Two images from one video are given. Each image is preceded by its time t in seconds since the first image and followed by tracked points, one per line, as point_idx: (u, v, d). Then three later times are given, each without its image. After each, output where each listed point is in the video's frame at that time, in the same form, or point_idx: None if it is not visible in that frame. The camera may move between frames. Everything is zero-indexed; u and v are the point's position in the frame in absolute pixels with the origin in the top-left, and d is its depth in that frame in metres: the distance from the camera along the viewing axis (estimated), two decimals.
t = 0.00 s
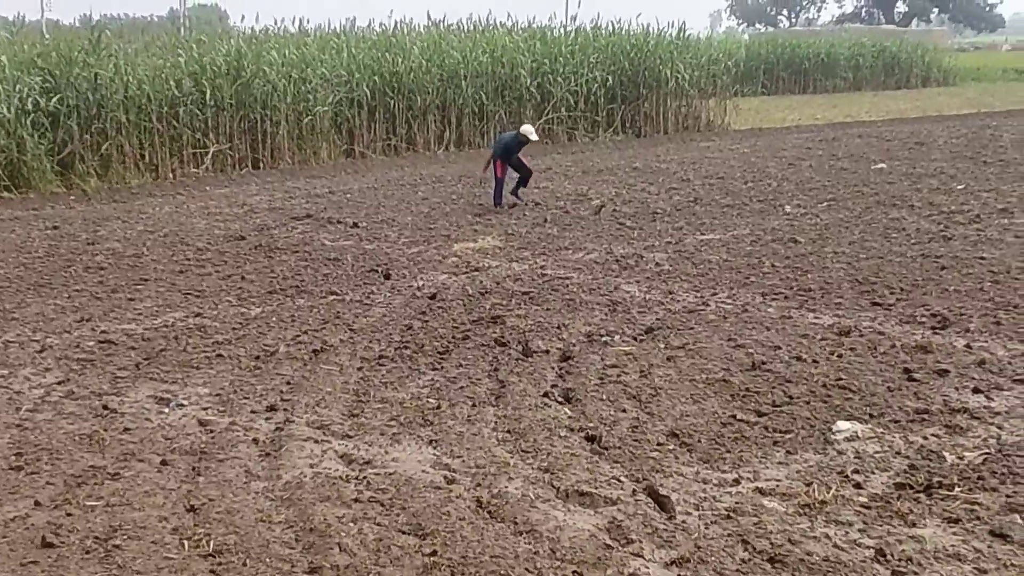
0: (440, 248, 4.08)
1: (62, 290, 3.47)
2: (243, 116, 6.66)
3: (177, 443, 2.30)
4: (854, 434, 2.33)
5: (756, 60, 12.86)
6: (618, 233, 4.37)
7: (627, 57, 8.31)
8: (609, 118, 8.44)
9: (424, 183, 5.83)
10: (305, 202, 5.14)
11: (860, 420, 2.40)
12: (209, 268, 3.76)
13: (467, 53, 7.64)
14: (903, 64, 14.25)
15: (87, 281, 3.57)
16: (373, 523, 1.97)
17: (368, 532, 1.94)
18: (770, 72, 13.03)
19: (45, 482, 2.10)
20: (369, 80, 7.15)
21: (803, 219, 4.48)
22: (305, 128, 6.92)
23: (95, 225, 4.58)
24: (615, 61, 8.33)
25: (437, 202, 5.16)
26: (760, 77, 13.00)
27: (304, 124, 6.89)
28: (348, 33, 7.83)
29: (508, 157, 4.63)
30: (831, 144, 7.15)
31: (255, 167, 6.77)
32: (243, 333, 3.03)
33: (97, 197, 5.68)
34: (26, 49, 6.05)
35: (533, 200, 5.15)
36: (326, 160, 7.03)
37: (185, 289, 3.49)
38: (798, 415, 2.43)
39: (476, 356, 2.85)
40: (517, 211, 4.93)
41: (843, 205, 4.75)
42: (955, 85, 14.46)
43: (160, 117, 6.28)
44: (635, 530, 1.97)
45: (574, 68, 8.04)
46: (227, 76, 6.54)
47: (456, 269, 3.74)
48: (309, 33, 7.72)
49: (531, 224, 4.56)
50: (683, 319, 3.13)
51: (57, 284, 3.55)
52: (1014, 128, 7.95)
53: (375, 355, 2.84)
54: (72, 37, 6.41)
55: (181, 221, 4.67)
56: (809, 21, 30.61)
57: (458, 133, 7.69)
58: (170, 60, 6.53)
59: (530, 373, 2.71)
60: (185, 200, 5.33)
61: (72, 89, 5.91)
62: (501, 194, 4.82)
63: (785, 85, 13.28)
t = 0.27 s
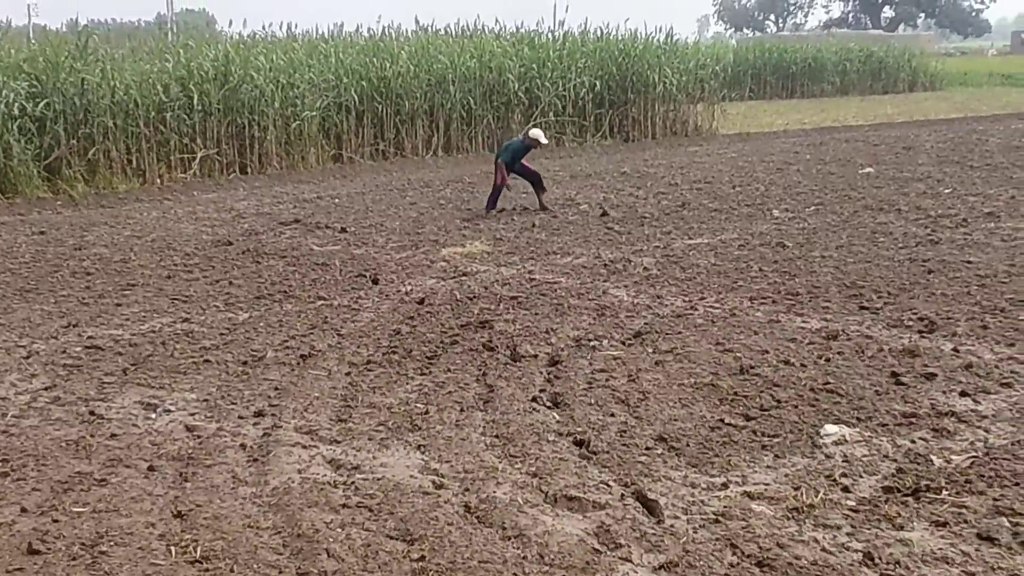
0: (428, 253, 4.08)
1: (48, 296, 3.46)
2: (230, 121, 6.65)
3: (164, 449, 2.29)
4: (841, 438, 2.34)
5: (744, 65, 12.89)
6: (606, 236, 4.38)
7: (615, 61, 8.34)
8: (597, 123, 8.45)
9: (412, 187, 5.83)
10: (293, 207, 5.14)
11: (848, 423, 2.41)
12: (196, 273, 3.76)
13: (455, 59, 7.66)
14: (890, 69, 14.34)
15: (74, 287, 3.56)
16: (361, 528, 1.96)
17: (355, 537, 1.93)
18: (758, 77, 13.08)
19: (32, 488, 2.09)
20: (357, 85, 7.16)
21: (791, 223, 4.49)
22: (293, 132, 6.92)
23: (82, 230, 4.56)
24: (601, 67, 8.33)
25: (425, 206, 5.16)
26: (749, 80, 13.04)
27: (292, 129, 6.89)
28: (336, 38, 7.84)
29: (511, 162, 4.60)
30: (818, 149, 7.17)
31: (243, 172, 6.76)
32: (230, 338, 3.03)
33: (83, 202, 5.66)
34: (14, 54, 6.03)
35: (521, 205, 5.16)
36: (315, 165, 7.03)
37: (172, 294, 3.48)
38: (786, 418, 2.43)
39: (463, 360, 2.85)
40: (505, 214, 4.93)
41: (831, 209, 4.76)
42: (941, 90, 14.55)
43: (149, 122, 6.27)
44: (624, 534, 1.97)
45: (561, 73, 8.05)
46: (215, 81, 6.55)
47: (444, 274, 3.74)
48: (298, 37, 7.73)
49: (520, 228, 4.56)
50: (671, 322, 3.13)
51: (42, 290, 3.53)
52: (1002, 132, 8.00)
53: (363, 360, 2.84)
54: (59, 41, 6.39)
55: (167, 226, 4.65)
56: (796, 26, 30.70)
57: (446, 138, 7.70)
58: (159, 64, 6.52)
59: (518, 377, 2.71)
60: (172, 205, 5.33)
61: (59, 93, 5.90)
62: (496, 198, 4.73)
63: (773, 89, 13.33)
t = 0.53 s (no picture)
0: (420, 256, 4.08)
1: (38, 301, 3.45)
2: (222, 125, 6.65)
3: (155, 453, 2.29)
4: (833, 441, 2.34)
5: (735, 69, 12.92)
6: (598, 239, 4.38)
7: (606, 64, 8.36)
8: (590, 126, 8.46)
9: (405, 190, 5.84)
10: (284, 211, 5.13)
11: (840, 426, 2.41)
12: (188, 277, 3.75)
13: (448, 62, 7.66)
14: (881, 72, 14.39)
15: (65, 291, 3.56)
16: (354, 532, 1.96)
17: (347, 540, 1.93)
18: (750, 80, 13.11)
19: (23, 493, 2.09)
20: (349, 89, 7.16)
21: (783, 226, 4.50)
22: (285, 136, 6.92)
23: (73, 235, 4.55)
24: (593, 70, 8.36)
25: (418, 209, 5.16)
26: (741, 83, 13.06)
27: (284, 133, 6.89)
28: (328, 42, 7.84)
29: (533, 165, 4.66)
30: (809, 152, 7.18)
31: (235, 176, 6.76)
32: (221, 342, 3.02)
33: (74, 206, 5.65)
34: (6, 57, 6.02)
35: (513, 208, 5.16)
36: (306, 169, 7.03)
37: (163, 298, 3.48)
38: (778, 422, 2.44)
39: (455, 364, 2.84)
40: (497, 218, 4.93)
41: (822, 213, 4.77)
42: (932, 93, 14.61)
43: (141, 125, 6.26)
44: (617, 537, 1.96)
45: (554, 77, 8.07)
46: (207, 85, 6.54)
47: (436, 277, 3.74)
48: (290, 42, 7.73)
49: (512, 231, 4.56)
50: (664, 325, 3.13)
51: (32, 294, 3.52)
52: (993, 134, 8.04)
53: (355, 364, 2.84)
54: (51, 46, 6.38)
55: (157, 230, 4.64)
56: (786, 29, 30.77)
57: (438, 141, 7.71)
58: (151, 68, 6.52)
59: (510, 381, 2.71)
60: (164, 209, 5.32)
61: (51, 97, 5.89)
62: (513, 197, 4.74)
63: (765, 93, 13.36)
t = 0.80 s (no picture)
0: (415, 260, 4.08)
1: (31, 305, 3.45)
2: (216, 128, 6.64)
3: (149, 458, 2.28)
4: (828, 444, 2.34)
5: (729, 72, 12.96)
6: (592, 242, 4.38)
7: (601, 67, 8.37)
8: (585, 130, 8.46)
9: (399, 194, 5.84)
10: (278, 214, 5.13)
11: (835, 429, 2.42)
12: (182, 281, 3.75)
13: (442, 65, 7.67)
14: (875, 75, 14.40)
15: (59, 295, 3.55)
16: (348, 537, 1.96)
17: (342, 545, 1.93)
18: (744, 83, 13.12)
19: (16, 498, 2.08)
20: (343, 92, 7.16)
21: (778, 229, 4.50)
22: (279, 140, 6.92)
23: (67, 239, 4.55)
24: (587, 74, 8.37)
25: (412, 213, 5.16)
26: (735, 86, 13.07)
27: (278, 137, 6.89)
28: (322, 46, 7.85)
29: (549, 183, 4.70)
30: (803, 155, 7.19)
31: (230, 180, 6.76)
32: (215, 346, 3.02)
33: (67, 210, 5.64)
34: None
35: (508, 212, 5.16)
36: (301, 172, 7.02)
37: (157, 302, 3.48)
38: (773, 425, 2.44)
39: (449, 368, 2.85)
40: (491, 221, 4.93)
41: (817, 216, 4.78)
42: (926, 96, 14.64)
43: (135, 129, 6.26)
44: (611, 541, 1.96)
45: (548, 80, 8.07)
46: (201, 88, 6.54)
47: (431, 281, 3.74)
48: (284, 45, 7.74)
49: (506, 235, 4.57)
50: (659, 328, 3.14)
51: (25, 299, 3.52)
52: (987, 137, 8.06)
53: (349, 368, 2.84)
54: (45, 49, 6.37)
55: (151, 234, 4.64)
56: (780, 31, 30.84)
57: (432, 145, 7.70)
58: (145, 71, 6.52)
59: (505, 385, 2.71)
60: (158, 213, 5.32)
61: (44, 101, 5.88)
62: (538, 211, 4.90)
63: (759, 96, 13.37)
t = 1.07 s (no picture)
0: (408, 261, 4.08)
1: (24, 307, 3.44)
2: (210, 130, 6.64)
3: (143, 460, 2.28)
4: (822, 445, 2.34)
5: (722, 74, 12.97)
6: (586, 244, 4.38)
7: (595, 69, 8.38)
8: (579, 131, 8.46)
9: (393, 195, 5.84)
10: (271, 216, 5.12)
11: (829, 430, 2.42)
12: (176, 282, 3.75)
13: (436, 66, 7.66)
14: (868, 77, 14.40)
15: (53, 297, 3.55)
16: (342, 538, 1.96)
17: (336, 546, 1.93)
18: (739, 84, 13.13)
19: (10, 500, 2.08)
20: (337, 94, 7.15)
21: (772, 231, 4.51)
22: (271, 141, 6.91)
23: (61, 241, 4.54)
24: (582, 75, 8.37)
25: (406, 215, 5.15)
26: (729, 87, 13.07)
27: (271, 139, 6.89)
28: (315, 47, 7.84)
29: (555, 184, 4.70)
30: (797, 157, 7.19)
31: (224, 181, 6.76)
32: (208, 348, 3.02)
33: (61, 212, 5.63)
34: None
35: (502, 214, 5.16)
36: (294, 174, 7.02)
37: (150, 304, 3.47)
38: (767, 426, 2.44)
39: (443, 369, 2.84)
40: (485, 223, 4.93)
41: (811, 217, 4.78)
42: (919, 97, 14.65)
43: (129, 130, 6.25)
44: (606, 542, 1.96)
45: (542, 82, 8.07)
46: (195, 90, 6.53)
47: (425, 282, 3.74)
48: (277, 47, 7.73)
49: (500, 236, 4.57)
50: (653, 330, 3.14)
51: (18, 300, 3.51)
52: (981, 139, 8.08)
53: (343, 369, 2.84)
54: (38, 51, 6.36)
55: (144, 235, 4.63)
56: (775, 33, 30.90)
57: (426, 146, 7.70)
58: (139, 73, 6.51)
59: (499, 386, 2.71)
60: (152, 215, 5.32)
61: (37, 102, 5.87)
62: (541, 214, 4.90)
63: (753, 97, 13.38)
